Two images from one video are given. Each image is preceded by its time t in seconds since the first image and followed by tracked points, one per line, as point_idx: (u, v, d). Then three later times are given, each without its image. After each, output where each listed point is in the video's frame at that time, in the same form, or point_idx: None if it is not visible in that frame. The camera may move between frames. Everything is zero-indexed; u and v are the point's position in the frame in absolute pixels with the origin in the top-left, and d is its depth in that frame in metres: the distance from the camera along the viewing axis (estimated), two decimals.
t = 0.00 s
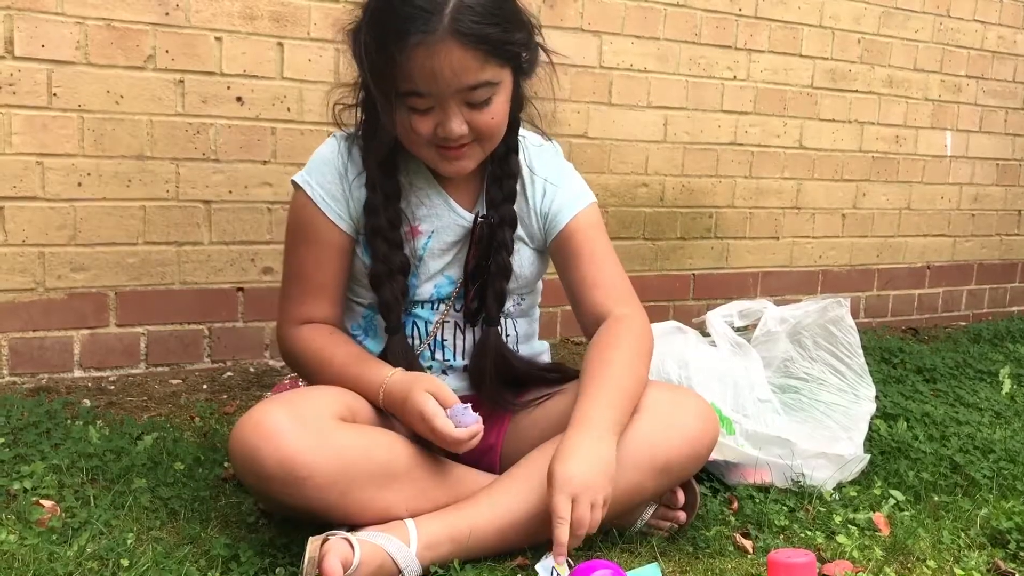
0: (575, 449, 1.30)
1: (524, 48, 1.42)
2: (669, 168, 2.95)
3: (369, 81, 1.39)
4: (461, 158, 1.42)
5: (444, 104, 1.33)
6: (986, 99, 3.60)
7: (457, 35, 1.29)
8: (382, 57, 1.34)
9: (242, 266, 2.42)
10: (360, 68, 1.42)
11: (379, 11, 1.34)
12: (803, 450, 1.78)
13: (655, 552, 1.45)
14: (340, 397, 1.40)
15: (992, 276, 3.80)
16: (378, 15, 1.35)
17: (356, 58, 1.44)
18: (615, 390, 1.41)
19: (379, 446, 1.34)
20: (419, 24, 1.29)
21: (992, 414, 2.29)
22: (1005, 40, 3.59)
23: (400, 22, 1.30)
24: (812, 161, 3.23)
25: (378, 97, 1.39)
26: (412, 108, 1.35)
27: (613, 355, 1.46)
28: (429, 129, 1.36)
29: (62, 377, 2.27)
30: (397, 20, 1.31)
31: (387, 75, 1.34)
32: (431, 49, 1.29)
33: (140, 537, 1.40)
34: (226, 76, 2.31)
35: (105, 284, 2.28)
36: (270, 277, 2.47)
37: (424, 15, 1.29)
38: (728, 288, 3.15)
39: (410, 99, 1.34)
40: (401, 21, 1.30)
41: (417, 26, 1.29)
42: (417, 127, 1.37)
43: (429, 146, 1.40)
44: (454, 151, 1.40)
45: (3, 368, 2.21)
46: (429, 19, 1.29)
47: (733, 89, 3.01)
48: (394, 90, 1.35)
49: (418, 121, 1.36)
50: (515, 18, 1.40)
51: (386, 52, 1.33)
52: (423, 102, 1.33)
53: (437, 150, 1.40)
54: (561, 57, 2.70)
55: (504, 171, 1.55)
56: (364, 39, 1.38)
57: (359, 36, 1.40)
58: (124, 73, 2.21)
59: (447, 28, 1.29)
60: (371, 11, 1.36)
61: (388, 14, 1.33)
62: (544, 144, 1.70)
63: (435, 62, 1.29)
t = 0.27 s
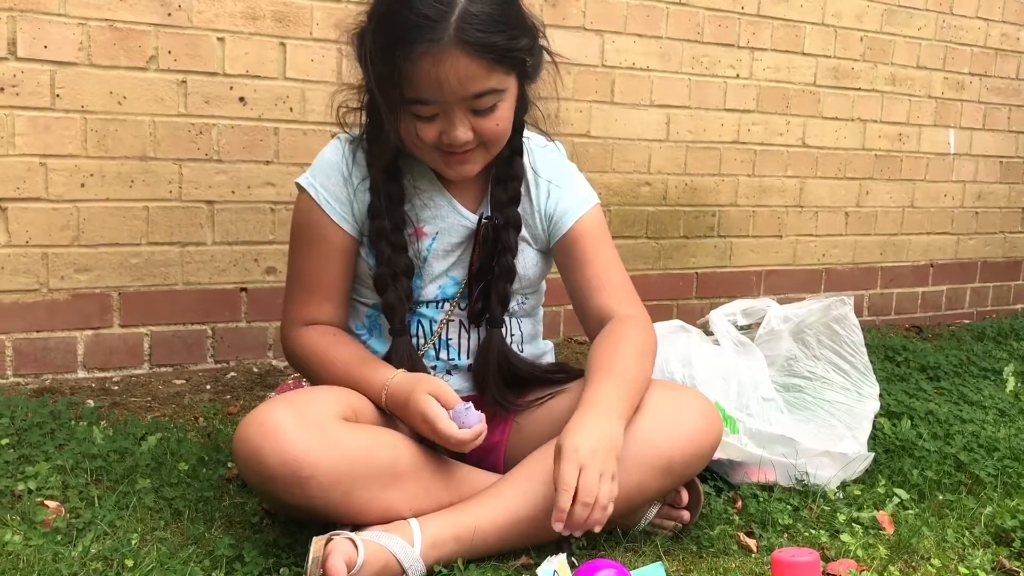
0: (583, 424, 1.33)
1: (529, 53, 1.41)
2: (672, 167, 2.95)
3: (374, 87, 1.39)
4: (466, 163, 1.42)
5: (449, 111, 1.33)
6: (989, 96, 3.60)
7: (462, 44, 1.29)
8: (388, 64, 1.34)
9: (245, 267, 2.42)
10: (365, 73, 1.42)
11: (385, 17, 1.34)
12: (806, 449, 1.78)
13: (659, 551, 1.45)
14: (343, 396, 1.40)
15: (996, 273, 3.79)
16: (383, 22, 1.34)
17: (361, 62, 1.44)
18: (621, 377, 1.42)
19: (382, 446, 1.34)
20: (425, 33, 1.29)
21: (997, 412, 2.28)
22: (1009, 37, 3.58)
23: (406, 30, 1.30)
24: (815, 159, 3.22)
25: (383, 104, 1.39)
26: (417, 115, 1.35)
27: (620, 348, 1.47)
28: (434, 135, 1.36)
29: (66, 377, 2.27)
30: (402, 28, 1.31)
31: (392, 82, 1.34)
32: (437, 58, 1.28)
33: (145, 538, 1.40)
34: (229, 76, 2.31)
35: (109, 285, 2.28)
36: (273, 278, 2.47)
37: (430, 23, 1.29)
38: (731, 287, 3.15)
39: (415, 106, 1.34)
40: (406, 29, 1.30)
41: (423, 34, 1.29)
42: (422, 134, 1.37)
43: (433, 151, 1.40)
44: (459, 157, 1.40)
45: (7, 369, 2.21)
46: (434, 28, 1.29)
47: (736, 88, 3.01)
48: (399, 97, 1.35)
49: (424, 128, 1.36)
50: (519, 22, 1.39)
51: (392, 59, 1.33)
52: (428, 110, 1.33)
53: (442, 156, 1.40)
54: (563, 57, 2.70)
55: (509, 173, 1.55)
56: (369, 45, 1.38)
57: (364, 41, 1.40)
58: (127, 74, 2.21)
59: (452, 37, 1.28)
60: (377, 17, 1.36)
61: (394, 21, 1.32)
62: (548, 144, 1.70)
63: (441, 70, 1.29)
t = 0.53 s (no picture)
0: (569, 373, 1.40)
1: (535, 55, 1.42)
2: (676, 166, 2.95)
3: (381, 90, 1.39)
4: (472, 166, 1.42)
5: (456, 115, 1.33)
6: (994, 94, 3.59)
7: (468, 48, 1.29)
8: (393, 68, 1.34)
9: (250, 266, 2.43)
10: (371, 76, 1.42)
11: (390, 21, 1.34)
12: (811, 447, 1.78)
13: (663, 550, 1.45)
14: (347, 396, 1.40)
15: (1000, 271, 3.79)
16: (388, 26, 1.34)
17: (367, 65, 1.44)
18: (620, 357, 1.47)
19: (387, 445, 1.34)
20: (431, 38, 1.29)
21: (1001, 410, 2.28)
22: (1013, 34, 3.57)
23: (412, 35, 1.30)
24: (819, 157, 3.22)
25: (389, 107, 1.39)
26: (424, 118, 1.35)
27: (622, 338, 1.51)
28: (440, 139, 1.37)
29: (71, 377, 2.28)
30: (407, 32, 1.31)
31: (398, 87, 1.34)
32: (443, 63, 1.29)
33: (150, 537, 1.40)
34: (233, 76, 2.32)
35: (114, 285, 2.29)
36: (277, 277, 2.48)
37: (437, 28, 1.29)
38: (735, 285, 3.15)
39: (421, 110, 1.34)
40: (412, 34, 1.30)
41: (430, 39, 1.29)
42: (428, 138, 1.37)
43: (439, 154, 1.40)
44: (465, 160, 1.41)
45: (12, 370, 2.22)
46: (440, 33, 1.29)
47: (739, 86, 3.01)
48: (405, 100, 1.35)
49: (430, 132, 1.36)
50: (526, 26, 1.39)
51: (398, 64, 1.33)
52: (435, 114, 1.33)
53: (448, 158, 1.41)
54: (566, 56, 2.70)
55: (516, 175, 1.55)
56: (375, 48, 1.38)
57: (370, 44, 1.40)
58: (131, 74, 2.21)
59: (458, 42, 1.29)
60: (382, 21, 1.36)
61: (400, 26, 1.32)
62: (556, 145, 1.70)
63: (447, 75, 1.29)
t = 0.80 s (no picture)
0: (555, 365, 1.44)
1: (538, 60, 1.41)
2: (679, 165, 2.95)
3: (385, 95, 1.39)
4: (476, 169, 1.42)
5: (458, 120, 1.33)
6: (998, 92, 3.58)
7: (469, 54, 1.29)
8: (396, 73, 1.34)
9: (253, 266, 2.43)
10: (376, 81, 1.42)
11: (392, 26, 1.34)
12: (814, 446, 1.78)
13: (666, 549, 1.45)
14: (351, 395, 1.40)
15: (1005, 269, 3.78)
16: (390, 31, 1.35)
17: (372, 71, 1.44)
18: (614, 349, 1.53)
19: (391, 444, 1.35)
20: (432, 44, 1.29)
21: (1006, 408, 2.27)
22: (1017, 32, 3.56)
23: (414, 41, 1.30)
24: (823, 155, 3.22)
25: (394, 112, 1.39)
26: (427, 123, 1.35)
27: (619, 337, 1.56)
28: (442, 144, 1.37)
29: (76, 377, 2.29)
30: (409, 37, 1.31)
31: (401, 92, 1.34)
32: (444, 68, 1.29)
33: (154, 537, 1.41)
34: (236, 76, 2.32)
35: (118, 285, 2.29)
36: (281, 277, 2.48)
37: (438, 34, 1.29)
38: (739, 284, 3.14)
39: (424, 115, 1.34)
40: (413, 39, 1.30)
41: (431, 45, 1.29)
42: (431, 142, 1.37)
43: (444, 158, 1.41)
44: (469, 163, 1.41)
45: (17, 369, 2.23)
46: (442, 37, 1.29)
47: (742, 84, 3.00)
48: (408, 105, 1.35)
49: (432, 137, 1.36)
50: (529, 31, 1.39)
51: (400, 69, 1.33)
52: (437, 119, 1.33)
53: (451, 163, 1.41)
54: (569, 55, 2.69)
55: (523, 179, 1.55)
56: (378, 53, 1.38)
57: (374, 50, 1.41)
58: (134, 75, 2.22)
59: (459, 47, 1.29)
60: (384, 26, 1.36)
61: (402, 31, 1.33)
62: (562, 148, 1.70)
63: (449, 80, 1.29)
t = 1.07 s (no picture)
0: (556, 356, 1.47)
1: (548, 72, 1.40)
2: (683, 163, 2.94)
3: (394, 104, 1.39)
4: (483, 178, 1.42)
5: (467, 132, 1.33)
6: (1002, 88, 3.57)
7: (480, 67, 1.28)
8: (406, 83, 1.33)
9: (257, 265, 2.43)
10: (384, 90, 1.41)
11: (402, 36, 1.33)
12: (818, 444, 1.77)
13: (670, 547, 1.45)
14: (355, 394, 1.40)
15: (1009, 267, 3.77)
16: (401, 40, 1.33)
17: (380, 78, 1.43)
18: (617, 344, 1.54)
19: (395, 443, 1.35)
20: (443, 56, 1.28)
21: (1010, 406, 2.27)
22: (1022, 28, 3.55)
23: (425, 52, 1.29)
24: (826, 153, 3.21)
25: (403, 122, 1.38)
26: (435, 133, 1.35)
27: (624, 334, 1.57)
28: (451, 154, 1.36)
29: (80, 376, 2.29)
30: (419, 49, 1.30)
31: (410, 102, 1.33)
32: (455, 81, 1.28)
33: (158, 535, 1.41)
34: (239, 75, 2.32)
35: (121, 284, 2.30)
36: (284, 276, 2.48)
37: (450, 47, 1.28)
38: (743, 282, 3.14)
39: (433, 126, 1.33)
40: (425, 51, 1.29)
41: (442, 58, 1.28)
42: (439, 152, 1.37)
43: (451, 168, 1.40)
44: (476, 174, 1.40)
45: (21, 368, 2.23)
46: (453, 50, 1.28)
47: (746, 82, 3.00)
48: (417, 116, 1.34)
49: (441, 147, 1.36)
50: (540, 43, 1.38)
51: (410, 80, 1.32)
52: (446, 129, 1.33)
53: (459, 172, 1.40)
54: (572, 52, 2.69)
55: (529, 185, 1.53)
56: (387, 62, 1.37)
57: (382, 58, 1.39)
58: (137, 74, 2.22)
59: (470, 61, 1.28)
60: (394, 35, 1.35)
61: (413, 40, 1.31)
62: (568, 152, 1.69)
63: (459, 94, 1.28)
